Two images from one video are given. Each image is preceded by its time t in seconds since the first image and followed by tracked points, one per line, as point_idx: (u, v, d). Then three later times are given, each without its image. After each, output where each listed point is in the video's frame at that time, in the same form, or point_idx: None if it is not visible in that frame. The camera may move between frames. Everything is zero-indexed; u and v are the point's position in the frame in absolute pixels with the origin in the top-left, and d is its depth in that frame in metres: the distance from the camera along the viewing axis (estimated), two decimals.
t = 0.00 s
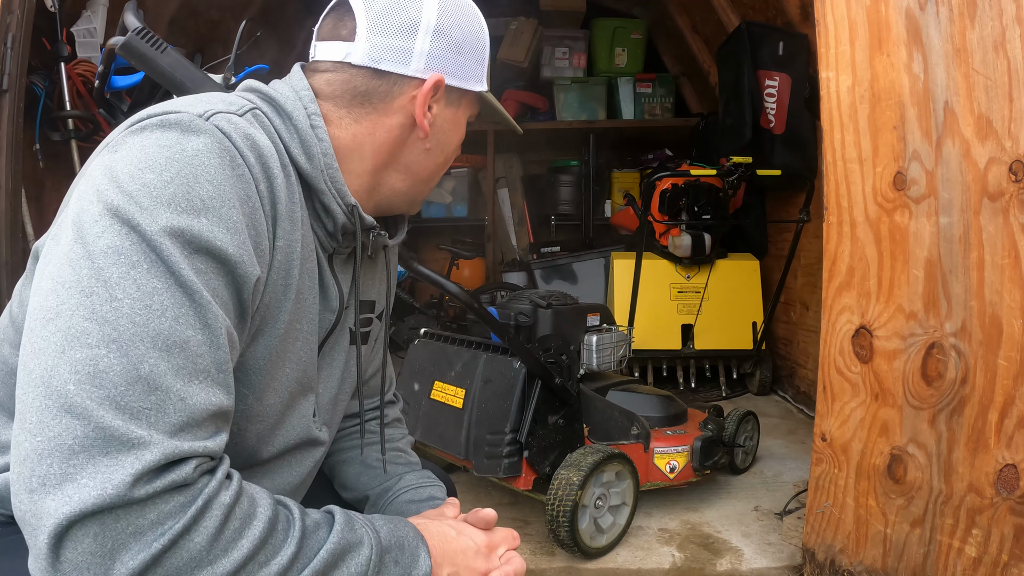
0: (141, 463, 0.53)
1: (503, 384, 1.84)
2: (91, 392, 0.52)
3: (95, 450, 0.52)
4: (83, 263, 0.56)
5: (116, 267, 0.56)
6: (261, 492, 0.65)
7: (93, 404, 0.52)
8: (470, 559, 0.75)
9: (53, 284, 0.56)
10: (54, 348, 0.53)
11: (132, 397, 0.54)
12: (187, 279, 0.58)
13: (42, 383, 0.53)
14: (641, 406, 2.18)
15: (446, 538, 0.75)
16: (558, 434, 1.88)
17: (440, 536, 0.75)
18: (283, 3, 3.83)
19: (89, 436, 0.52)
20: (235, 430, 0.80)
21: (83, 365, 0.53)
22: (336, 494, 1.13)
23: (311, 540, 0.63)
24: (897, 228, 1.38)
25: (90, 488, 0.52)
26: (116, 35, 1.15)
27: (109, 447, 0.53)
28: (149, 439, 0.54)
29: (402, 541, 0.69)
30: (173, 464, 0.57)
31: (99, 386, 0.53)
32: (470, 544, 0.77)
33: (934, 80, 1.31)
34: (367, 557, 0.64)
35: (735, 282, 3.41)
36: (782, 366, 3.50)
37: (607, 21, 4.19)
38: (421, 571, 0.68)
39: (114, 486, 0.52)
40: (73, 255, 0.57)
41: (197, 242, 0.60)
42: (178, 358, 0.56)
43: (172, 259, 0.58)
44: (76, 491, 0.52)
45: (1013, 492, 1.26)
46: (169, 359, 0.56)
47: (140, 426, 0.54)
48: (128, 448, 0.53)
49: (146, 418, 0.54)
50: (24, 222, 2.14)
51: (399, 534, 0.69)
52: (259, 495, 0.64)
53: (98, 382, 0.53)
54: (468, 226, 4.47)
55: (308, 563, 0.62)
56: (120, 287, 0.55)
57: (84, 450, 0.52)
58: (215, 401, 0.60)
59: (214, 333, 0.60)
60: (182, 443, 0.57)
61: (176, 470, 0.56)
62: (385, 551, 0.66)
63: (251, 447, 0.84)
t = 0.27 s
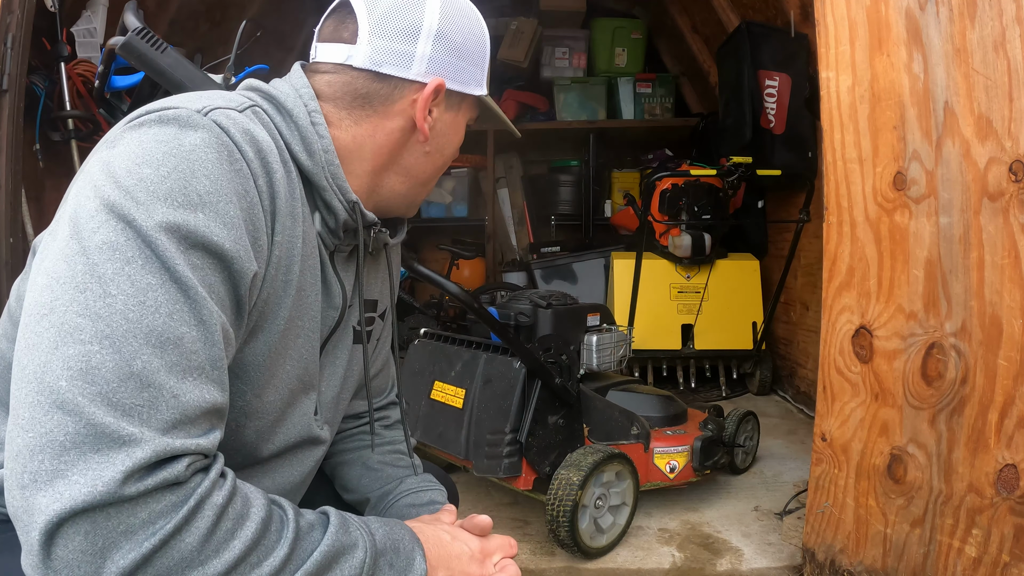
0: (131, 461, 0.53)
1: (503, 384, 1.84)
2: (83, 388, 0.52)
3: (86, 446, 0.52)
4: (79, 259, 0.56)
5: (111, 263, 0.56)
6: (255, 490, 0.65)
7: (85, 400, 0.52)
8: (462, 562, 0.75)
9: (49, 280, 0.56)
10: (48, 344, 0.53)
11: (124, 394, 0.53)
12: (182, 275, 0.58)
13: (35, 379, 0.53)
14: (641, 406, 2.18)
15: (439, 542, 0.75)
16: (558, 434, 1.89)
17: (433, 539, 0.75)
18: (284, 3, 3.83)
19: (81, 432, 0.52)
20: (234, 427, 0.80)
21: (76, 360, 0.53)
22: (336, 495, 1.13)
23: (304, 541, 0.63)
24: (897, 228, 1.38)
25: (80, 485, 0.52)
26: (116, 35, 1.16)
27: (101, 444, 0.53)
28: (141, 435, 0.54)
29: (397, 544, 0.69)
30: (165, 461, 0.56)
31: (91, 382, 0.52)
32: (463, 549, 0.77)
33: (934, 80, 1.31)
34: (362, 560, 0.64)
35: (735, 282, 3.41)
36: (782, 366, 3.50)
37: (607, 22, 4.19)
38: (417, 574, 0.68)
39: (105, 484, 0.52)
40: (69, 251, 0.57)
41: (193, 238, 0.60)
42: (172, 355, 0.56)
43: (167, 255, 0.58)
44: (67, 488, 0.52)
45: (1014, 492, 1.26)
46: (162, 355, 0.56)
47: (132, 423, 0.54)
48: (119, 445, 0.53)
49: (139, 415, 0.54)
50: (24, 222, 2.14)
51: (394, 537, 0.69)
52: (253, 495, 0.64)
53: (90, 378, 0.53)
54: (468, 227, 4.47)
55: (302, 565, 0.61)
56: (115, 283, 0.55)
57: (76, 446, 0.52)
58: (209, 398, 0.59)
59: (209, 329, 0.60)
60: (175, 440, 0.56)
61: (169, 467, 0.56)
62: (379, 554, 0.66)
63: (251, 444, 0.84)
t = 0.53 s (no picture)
0: (123, 460, 0.53)
1: (503, 384, 1.84)
2: (76, 387, 0.52)
3: (78, 446, 0.52)
4: (73, 260, 0.56)
5: (106, 264, 0.56)
6: (249, 491, 0.64)
7: (78, 400, 0.52)
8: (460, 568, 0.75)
9: (44, 281, 0.56)
10: (42, 344, 0.53)
11: (117, 394, 0.53)
12: (176, 275, 0.58)
13: (28, 379, 0.53)
14: (641, 406, 2.18)
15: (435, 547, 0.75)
16: (558, 434, 1.89)
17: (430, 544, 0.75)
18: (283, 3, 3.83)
19: (73, 431, 0.52)
20: (230, 429, 0.80)
21: (69, 360, 0.53)
22: (336, 496, 1.13)
23: (298, 543, 0.63)
24: (897, 228, 1.38)
25: (71, 484, 0.52)
26: (116, 35, 1.16)
27: (93, 443, 0.53)
28: (133, 435, 0.54)
29: (394, 546, 0.69)
30: (157, 460, 0.56)
31: (84, 382, 0.52)
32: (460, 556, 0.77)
33: (934, 80, 1.31)
34: (356, 562, 0.64)
35: (734, 282, 3.41)
36: (782, 366, 3.50)
37: (607, 22, 4.19)
38: None
39: (96, 483, 0.52)
40: (64, 252, 0.57)
41: (188, 239, 0.60)
42: (166, 355, 0.56)
43: (162, 256, 0.58)
44: (59, 487, 0.52)
45: (1014, 492, 1.26)
46: (156, 356, 0.56)
47: (124, 422, 0.54)
48: (111, 444, 0.53)
49: (132, 415, 0.54)
50: (24, 222, 2.14)
51: (391, 540, 0.69)
52: (247, 496, 0.63)
53: (83, 378, 0.52)
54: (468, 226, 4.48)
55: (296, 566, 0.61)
56: (109, 283, 0.55)
57: (68, 445, 0.52)
58: (202, 399, 0.59)
59: (204, 330, 0.59)
60: (169, 440, 0.56)
61: (162, 467, 0.56)
62: (374, 557, 0.66)
63: (247, 447, 0.84)
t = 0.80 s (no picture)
0: (118, 455, 0.53)
1: (503, 384, 1.84)
2: (73, 382, 0.52)
3: (74, 439, 0.52)
4: (73, 256, 0.56)
5: (105, 261, 0.56)
6: (244, 491, 0.64)
7: (74, 394, 0.52)
8: None
9: (44, 277, 0.56)
10: (40, 339, 0.54)
11: (113, 389, 0.53)
12: (174, 273, 0.58)
13: (26, 373, 0.53)
14: (641, 406, 2.18)
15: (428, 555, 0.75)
16: (558, 434, 1.89)
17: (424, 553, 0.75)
18: (283, 3, 3.83)
19: (69, 425, 0.52)
20: (228, 430, 0.80)
21: (66, 355, 0.53)
22: (337, 499, 1.13)
23: (292, 545, 0.63)
24: (897, 227, 1.38)
25: (66, 477, 0.52)
26: (116, 35, 1.15)
27: (88, 437, 0.53)
28: (128, 430, 0.54)
29: (388, 554, 0.69)
30: (152, 457, 0.56)
31: (80, 376, 0.52)
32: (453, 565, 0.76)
33: (934, 80, 1.31)
34: (350, 566, 0.64)
35: (735, 282, 3.41)
36: (782, 366, 3.50)
37: (607, 21, 4.19)
38: None
39: (90, 477, 0.52)
40: (64, 249, 0.57)
41: (187, 238, 0.60)
42: (163, 352, 0.56)
43: (161, 254, 0.58)
44: (54, 480, 0.52)
45: (1014, 492, 1.25)
46: (152, 352, 0.55)
47: (120, 418, 0.54)
48: (106, 439, 0.53)
49: (128, 411, 0.54)
50: (24, 222, 2.14)
51: (385, 546, 0.69)
52: (241, 496, 0.63)
53: (79, 373, 0.52)
54: (468, 226, 4.48)
55: (289, 567, 0.61)
56: (107, 280, 0.55)
57: (64, 439, 0.52)
58: (198, 398, 0.59)
59: (202, 329, 0.59)
60: (164, 437, 0.56)
61: (158, 463, 0.56)
62: (368, 562, 0.66)
63: (244, 447, 0.84)
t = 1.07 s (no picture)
0: (117, 453, 0.53)
1: (503, 384, 1.84)
2: (72, 380, 0.52)
3: (73, 437, 0.52)
4: (73, 255, 0.56)
5: (105, 260, 0.56)
6: (243, 490, 0.64)
7: (73, 392, 0.52)
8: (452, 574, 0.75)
9: (44, 277, 0.56)
10: (39, 338, 0.54)
11: (113, 387, 0.53)
12: (174, 272, 0.58)
13: (26, 371, 0.53)
14: (641, 406, 2.18)
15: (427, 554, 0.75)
16: (558, 434, 1.88)
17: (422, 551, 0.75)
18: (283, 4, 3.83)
19: (68, 423, 0.52)
20: (227, 430, 0.80)
21: (66, 353, 0.53)
22: (336, 498, 1.13)
23: (291, 544, 0.63)
24: (897, 227, 1.38)
25: (65, 475, 0.51)
26: (116, 35, 1.15)
27: (87, 435, 0.53)
28: (127, 427, 0.54)
29: (388, 553, 0.69)
30: (151, 454, 0.56)
31: (80, 375, 0.52)
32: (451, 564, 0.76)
33: (934, 80, 1.31)
34: (350, 565, 0.64)
35: (735, 282, 3.41)
36: (782, 366, 3.50)
37: (607, 21, 4.19)
38: None
39: (89, 473, 0.52)
40: (65, 249, 0.57)
41: (187, 237, 0.60)
42: (162, 351, 0.56)
43: (160, 253, 0.58)
44: (53, 477, 0.52)
45: (1014, 492, 1.25)
46: (152, 351, 0.55)
47: (119, 416, 0.53)
48: (105, 436, 0.53)
49: (127, 409, 0.54)
50: (25, 222, 2.14)
51: (385, 546, 0.69)
52: (241, 494, 0.63)
53: (79, 371, 0.52)
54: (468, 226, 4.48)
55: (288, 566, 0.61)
56: (107, 280, 0.55)
57: (63, 437, 0.52)
58: (197, 397, 0.59)
59: (201, 327, 0.59)
60: (163, 435, 0.56)
61: (157, 461, 0.56)
62: (368, 561, 0.66)
63: (243, 447, 0.83)
